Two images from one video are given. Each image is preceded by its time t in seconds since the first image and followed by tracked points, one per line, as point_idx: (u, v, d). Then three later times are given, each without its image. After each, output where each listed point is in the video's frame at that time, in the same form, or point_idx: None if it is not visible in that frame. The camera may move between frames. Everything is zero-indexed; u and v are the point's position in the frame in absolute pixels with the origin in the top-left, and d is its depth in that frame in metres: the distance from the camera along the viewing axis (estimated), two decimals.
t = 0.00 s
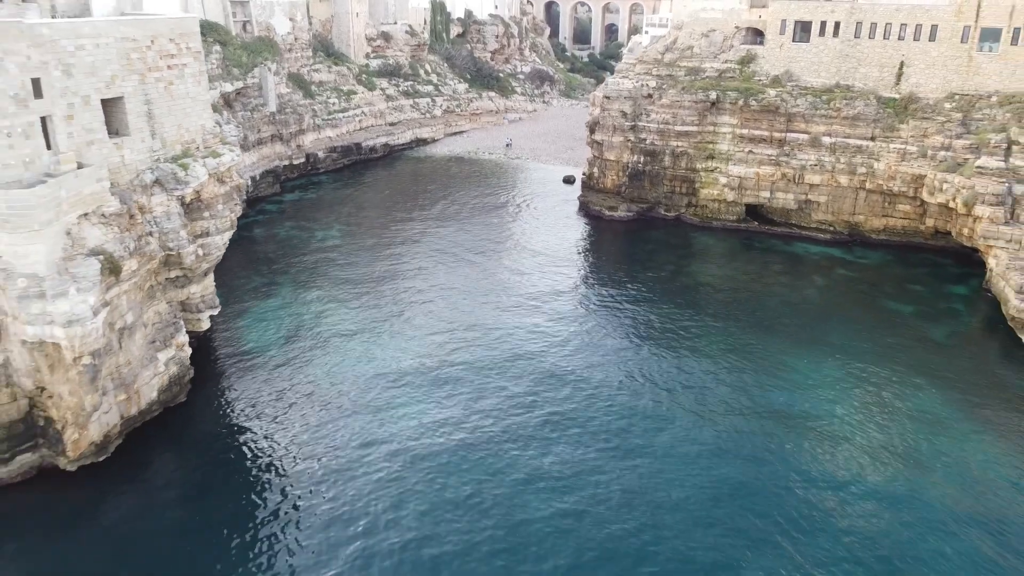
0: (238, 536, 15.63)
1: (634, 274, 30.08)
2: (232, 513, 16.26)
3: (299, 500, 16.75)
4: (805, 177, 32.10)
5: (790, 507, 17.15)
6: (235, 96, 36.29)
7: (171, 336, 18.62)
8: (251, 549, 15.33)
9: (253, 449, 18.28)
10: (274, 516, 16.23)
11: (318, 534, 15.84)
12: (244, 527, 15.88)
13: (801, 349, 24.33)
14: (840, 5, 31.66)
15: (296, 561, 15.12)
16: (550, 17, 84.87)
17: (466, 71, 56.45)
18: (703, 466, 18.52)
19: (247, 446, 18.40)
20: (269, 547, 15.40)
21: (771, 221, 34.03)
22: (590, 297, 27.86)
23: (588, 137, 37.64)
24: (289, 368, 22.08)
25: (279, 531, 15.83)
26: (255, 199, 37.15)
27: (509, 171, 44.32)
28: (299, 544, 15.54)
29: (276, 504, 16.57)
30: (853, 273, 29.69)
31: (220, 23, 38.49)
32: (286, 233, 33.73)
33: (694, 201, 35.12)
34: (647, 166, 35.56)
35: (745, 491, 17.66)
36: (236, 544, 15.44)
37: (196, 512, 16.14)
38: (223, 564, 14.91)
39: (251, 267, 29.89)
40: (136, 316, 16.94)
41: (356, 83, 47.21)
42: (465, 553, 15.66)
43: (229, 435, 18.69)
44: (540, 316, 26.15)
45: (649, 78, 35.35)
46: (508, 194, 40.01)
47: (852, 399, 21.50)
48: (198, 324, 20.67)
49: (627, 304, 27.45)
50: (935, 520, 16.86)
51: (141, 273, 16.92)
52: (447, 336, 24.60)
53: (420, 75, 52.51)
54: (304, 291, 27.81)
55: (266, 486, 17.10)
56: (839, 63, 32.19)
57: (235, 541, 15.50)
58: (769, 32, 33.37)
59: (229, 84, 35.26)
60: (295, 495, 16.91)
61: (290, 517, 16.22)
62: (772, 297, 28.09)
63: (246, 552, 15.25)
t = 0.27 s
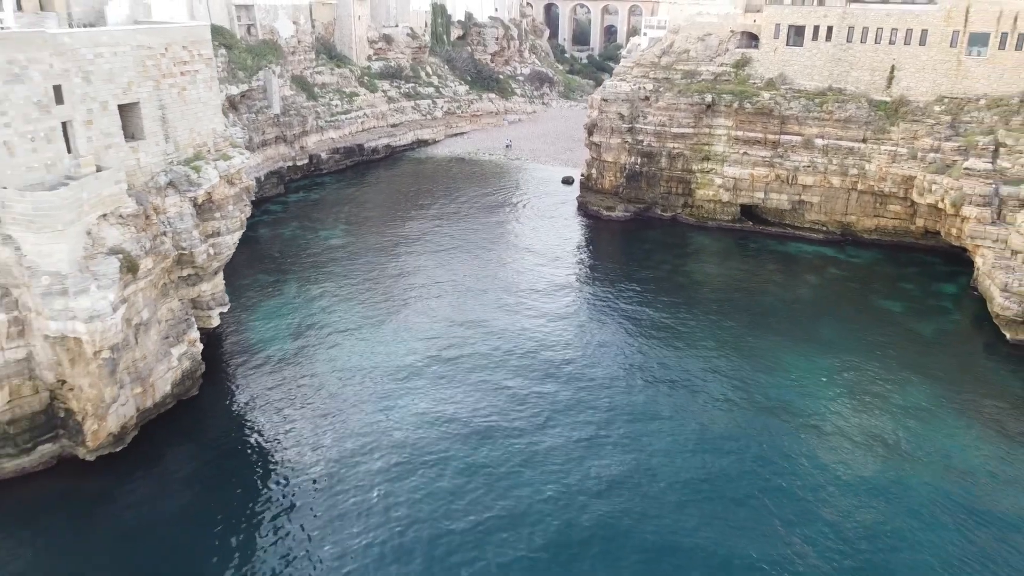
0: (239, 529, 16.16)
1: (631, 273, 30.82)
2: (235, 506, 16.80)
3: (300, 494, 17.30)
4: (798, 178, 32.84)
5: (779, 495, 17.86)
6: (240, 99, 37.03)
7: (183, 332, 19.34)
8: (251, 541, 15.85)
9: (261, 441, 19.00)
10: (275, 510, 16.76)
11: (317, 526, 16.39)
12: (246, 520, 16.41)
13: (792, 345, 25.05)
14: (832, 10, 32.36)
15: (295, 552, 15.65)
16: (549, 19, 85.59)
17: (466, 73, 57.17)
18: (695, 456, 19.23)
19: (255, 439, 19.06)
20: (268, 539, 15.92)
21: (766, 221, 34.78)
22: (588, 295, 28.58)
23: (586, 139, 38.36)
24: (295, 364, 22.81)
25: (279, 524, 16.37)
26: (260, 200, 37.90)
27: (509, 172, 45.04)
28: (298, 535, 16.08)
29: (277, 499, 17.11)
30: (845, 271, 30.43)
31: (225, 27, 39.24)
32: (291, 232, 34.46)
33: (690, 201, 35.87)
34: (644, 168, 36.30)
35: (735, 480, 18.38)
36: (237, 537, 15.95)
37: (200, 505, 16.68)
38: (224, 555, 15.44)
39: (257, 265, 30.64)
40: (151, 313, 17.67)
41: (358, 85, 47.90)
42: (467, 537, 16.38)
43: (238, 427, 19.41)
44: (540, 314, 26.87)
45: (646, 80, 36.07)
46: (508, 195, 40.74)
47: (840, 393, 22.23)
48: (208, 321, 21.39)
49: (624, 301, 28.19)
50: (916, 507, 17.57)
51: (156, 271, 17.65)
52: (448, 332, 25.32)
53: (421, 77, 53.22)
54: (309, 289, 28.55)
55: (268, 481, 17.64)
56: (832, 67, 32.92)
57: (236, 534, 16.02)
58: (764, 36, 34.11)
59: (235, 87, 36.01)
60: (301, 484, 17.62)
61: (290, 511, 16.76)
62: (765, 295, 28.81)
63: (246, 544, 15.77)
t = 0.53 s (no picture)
0: (243, 521, 16.70)
1: (628, 272, 31.52)
2: (239, 501, 17.31)
3: (302, 487, 17.85)
4: (791, 179, 33.57)
5: (768, 485, 18.55)
6: (245, 101, 37.76)
7: (194, 329, 20.04)
8: (254, 533, 16.38)
9: (267, 433, 19.67)
10: (277, 503, 17.30)
11: (318, 518, 16.90)
12: (251, 511, 17.00)
13: (784, 342, 25.74)
14: (825, 15, 33.08)
15: (295, 542, 16.20)
16: (549, 21, 86.31)
17: (466, 75, 57.89)
18: (688, 447, 19.92)
19: (261, 431, 19.74)
20: (269, 532, 16.43)
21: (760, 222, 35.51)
22: (585, 294, 29.28)
23: (584, 140, 39.10)
24: (300, 360, 23.50)
25: (281, 517, 16.87)
26: (264, 200, 38.63)
27: (509, 173, 45.75)
28: (299, 527, 16.61)
29: (280, 492, 17.64)
30: (837, 270, 31.15)
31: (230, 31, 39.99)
32: (295, 232, 35.16)
33: (686, 202, 36.58)
34: (641, 169, 37.02)
35: (726, 470, 19.07)
36: (242, 527, 16.54)
37: (206, 500, 17.21)
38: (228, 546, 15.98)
39: (263, 264, 31.35)
40: (164, 310, 18.37)
41: (360, 87, 48.59)
42: (467, 525, 17.06)
43: (245, 420, 20.09)
44: (538, 312, 27.52)
45: (643, 83, 36.81)
46: (508, 195, 41.47)
47: (828, 387, 22.91)
48: (218, 318, 22.09)
49: (620, 299, 28.89)
50: (899, 497, 18.25)
51: (170, 269, 18.35)
52: (449, 329, 26.01)
53: (422, 79, 53.92)
54: (313, 287, 29.27)
55: (272, 475, 18.19)
56: (825, 71, 33.62)
57: (239, 527, 16.53)
58: (758, 41, 34.83)
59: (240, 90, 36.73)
60: (306, 474, 18.29)
61: (292, 504, 17.27)
62: (758, 293, 29.52)
63: (249, 536, 16.29)
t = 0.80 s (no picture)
0: (252, 517, 17.29)
1: (625, 274, 32.27)
2: (248, 497, 17.91)
3: (308, 483, 18.46)
4: (785, 184, 34.33)
5: (758, 479, 19.25)
6: (250, 108, 38.55)
7: (205, 330, 20.77)
8: (262, 528, 16.96)
9: (274, 430, 20.38)
10: (285, 499, 17.88)
11: (323, 510, 17.60)
12: (259, 504, 17.70)
13: (776, 342, 26.47)
14: (818, 24, 33.84)
15: (302, 536, 16.81)
16: (548, 26, 87.16)
17: (467, 81, 58.68)
18: (681, 444, 20.62)
19: (269, 428, 20.45)
20: (277, 523, 17.14)
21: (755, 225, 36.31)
22: (583, 295, 30.01)
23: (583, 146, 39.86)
24: (306, 359, 24.21)
25: (288, 510, 17.54)
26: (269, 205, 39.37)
27: (509, 177, 46.52)
28: (306, 522, 17.22)
29: (287, 488, 18.24)
30: (829, 273, 31.90)
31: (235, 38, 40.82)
32: (299, 236, 35.89)
33: (682, 206, 37.35)
34: (638, 174, 37.79)
35: (718, 465, 19.77)
36: (251, 519, 17.23)
37: (216, 496, 17.80)
38: (237, 541, 16.58)
39: (268, 268, 32.08)
40: (177, 311, 19.09)
41: (362, 93, 49.35)
42: (469, 517, 17.75)
43: (253, 417, 20.79)
44: (537, 313, 28.24)
45: (640, 90, 37.61)
46: (508, 199, 42.21)
47: (818, 386, 23.62)
48: (227, 319, 22.82)
49: (617, 301, 29.62)
50: (884, 491, 18.94)
51: (182, 272, 19.07)
52: (450, 330, 26.73)
53: (423, 84, 54.73)
54: (318, 289, 30.01)
55: (280, 472, 18.79)
56: (817, 78, 34.38)
57: (248, 519, 17.23)
58: (753, 48, 35.62)
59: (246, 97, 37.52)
60: (312, 469, 18.98)
61: (298, 497, 17.96)
62: (752, 295, 30.26)
63: (257, 531, 16.87)
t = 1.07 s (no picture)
0: (261, 511, 17.98)
1: (622, 279, 33.01)
2: (256, 492, 18.62)
3: (316, 480, 19.12)
4: (778, 192, 35.09)
5: (749, 476, 19.94)
6: (255, 116, 39.38)
7: (215, 333, 21.50)
8: (270, 522, 17.65)
9: (281, 428, 21.08)
10: (291, 494, 18.59)
11: (328, 505, 18.30)
12: (267, 499, 18.40)
13: (768, 344, 27.20)
14: (810, 35, 34.62)
15: (310, 531, 17.46)
16: (547, 35, 88.08)
17: (467, 89, 59.51)
18: (675, 442, 21.32)
19: (276, 427, 21.15)
20: (284, 516, 17.84)
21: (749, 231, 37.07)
22: (581, 299, 30.75)
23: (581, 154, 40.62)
24: (311, 361, 24.92)
25: (294, 505, 18.23)
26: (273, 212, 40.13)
27: (508, 184, 47.28)
28: (313, 516, 17.91)
29: (294, 485, 18.93)
30: (822, 278, 32.64)
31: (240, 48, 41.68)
32: (303, 242, 36.63)
33: (678, 213, 38.11)
34: (635, 182, 38.56)
35: (710, 462, 20.47)
36: (259, 513, 17.93)
37: (226, 491, 18.51)
38: (247, 536, 17.19)
39: (273, 273, 32.81)
40: (189, 315, 19.81)
41: (364, 102, 50.15)
42: (470, 512, 18.43)
43: (261, 416, 21.49)
44: (536, 316, 28.98)
45: (637, 99, 38.41)
46: (507, 206, 42.99)
47: (808, 387, 24.34)
48: (235, 322, 23.54)
49: (614, 305, 30.36)
50: (870, 487, 19.63)
51: (194, 277, 19.80)
52: (450, 332, 27.44)
53: (424, 93, 55.56)
54: (322, 293, 30.74)
55: (287, 468, 19.48)
56: (810, 88, 35.15)
57: (257, 512, 17.94)
58: (747, 59, 36.43)
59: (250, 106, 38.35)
60: (317, 465, 19.68)
61: (304, 493, 18.66)
62: (745, 299, 30.99)
63: (265, 524, 17.55)
